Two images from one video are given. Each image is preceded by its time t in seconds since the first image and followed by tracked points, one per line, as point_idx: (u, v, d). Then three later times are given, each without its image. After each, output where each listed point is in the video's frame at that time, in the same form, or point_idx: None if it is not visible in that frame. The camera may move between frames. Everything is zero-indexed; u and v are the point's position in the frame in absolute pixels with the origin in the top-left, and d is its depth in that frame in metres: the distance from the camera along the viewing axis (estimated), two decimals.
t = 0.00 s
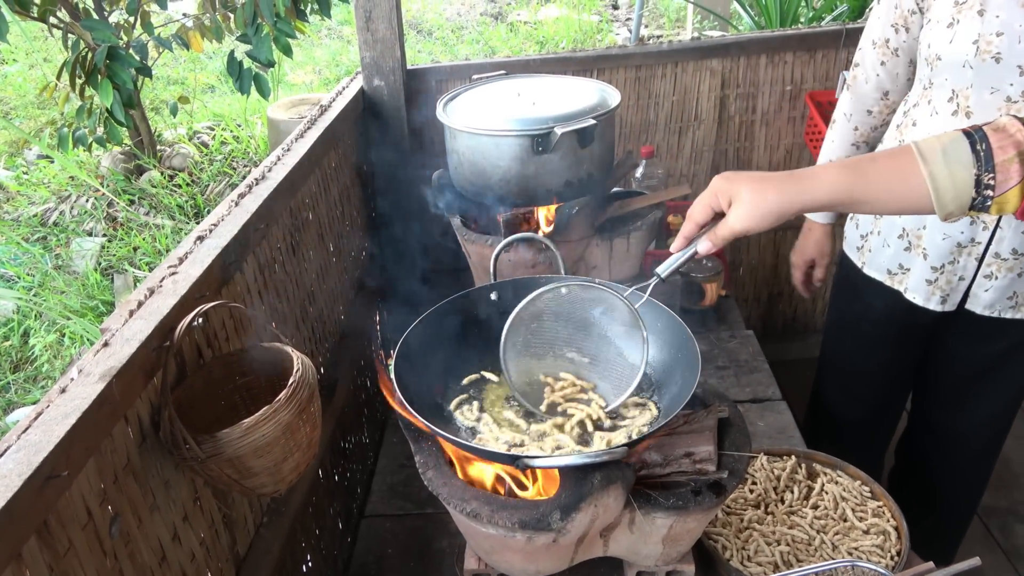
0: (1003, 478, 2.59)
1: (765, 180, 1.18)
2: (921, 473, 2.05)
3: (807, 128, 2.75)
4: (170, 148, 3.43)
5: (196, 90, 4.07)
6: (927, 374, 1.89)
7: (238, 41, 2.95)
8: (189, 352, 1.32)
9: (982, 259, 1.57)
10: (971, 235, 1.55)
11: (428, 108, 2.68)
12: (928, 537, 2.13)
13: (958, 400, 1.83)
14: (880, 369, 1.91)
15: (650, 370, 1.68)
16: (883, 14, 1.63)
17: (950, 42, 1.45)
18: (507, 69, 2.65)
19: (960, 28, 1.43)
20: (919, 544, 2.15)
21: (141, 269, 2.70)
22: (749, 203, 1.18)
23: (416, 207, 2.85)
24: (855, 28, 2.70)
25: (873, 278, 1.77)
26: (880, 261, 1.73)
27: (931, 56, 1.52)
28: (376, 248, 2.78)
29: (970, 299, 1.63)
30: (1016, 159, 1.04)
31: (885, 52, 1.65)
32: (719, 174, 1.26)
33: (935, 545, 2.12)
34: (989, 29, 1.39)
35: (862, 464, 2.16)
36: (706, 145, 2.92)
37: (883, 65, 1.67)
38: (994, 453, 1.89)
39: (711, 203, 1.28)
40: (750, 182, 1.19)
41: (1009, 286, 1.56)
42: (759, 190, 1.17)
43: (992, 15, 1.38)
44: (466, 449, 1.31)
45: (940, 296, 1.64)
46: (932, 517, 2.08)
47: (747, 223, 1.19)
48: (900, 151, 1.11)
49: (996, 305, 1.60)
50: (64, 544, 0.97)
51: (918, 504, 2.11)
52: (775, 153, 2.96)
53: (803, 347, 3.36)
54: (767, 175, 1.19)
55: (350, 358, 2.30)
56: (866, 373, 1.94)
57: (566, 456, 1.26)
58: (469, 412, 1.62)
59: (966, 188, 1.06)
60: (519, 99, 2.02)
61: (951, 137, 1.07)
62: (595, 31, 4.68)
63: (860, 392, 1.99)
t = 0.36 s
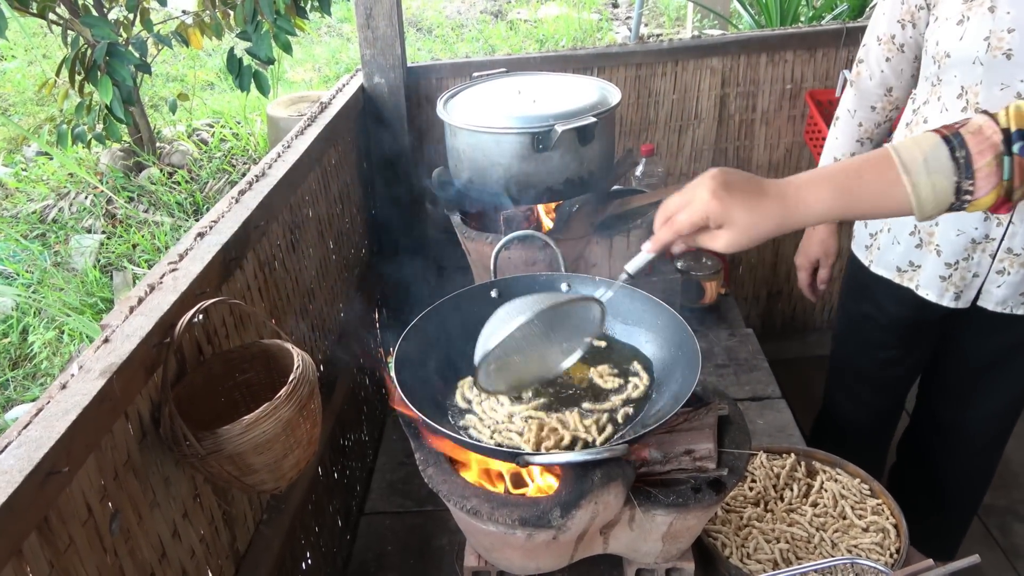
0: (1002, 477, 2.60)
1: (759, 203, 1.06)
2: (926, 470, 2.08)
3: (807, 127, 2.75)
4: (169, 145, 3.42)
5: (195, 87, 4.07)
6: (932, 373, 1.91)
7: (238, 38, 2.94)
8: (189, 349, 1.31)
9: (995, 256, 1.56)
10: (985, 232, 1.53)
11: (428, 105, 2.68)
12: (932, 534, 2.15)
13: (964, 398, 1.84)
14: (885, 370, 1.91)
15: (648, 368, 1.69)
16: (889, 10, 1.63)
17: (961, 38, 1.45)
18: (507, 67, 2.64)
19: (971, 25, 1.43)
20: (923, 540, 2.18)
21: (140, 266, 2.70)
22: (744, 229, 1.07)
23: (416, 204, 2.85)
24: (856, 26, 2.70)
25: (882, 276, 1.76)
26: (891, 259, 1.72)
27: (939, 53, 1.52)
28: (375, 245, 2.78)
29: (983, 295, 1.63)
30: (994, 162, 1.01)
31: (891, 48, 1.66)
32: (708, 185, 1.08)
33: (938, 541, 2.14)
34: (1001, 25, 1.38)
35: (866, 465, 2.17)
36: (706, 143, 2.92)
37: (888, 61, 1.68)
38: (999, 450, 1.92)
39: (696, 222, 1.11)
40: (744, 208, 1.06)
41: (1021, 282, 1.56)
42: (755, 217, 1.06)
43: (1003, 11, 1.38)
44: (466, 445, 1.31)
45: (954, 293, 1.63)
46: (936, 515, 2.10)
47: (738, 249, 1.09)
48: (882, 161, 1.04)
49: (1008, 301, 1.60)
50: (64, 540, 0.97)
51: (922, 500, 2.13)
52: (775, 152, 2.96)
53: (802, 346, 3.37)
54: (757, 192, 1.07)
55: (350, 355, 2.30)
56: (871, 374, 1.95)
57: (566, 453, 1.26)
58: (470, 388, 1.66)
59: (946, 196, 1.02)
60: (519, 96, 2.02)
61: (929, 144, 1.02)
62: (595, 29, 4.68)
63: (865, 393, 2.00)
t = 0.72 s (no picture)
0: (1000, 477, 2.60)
1: (668, 201, 1.13)
2: (935, 461, 2.09)
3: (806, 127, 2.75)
4: (168, 145, 3.43)
5: (195, 87, 4.07)
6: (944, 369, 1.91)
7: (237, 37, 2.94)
8: (188, 349, 1.32)
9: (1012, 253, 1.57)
10: (1001, 230, 1.54)
11: (427, 105, 2.68)
12: (942, 526, 2.17)
13: (976, 391, 1.86)
14: (890, 369, 1.92)
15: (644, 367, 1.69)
16: (893, 15, 1.63)
17: (971, 42, 1.45)
18: (506, 67, 2.64)
19: (981, 29, 1.43)
20: (934, 532, 2.20)
21: (139, 266, 2.70)
22: (656, 225, 1.15)
23: (415, 204, 2.85)
24: (855, 27, 2.71)
25: (898, 276, 1.75)
26: (906, 259, 1.71)
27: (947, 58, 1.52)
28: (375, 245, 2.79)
29: (997, 291, 1.65)
30: (899, 168, 0.97)
31: (897, 53, 1.66)
32: (625, 181, 1.17)
33: (951, 534, 2.16)
34: (1014, 28, 1.39)
35: (874, 462, 2.18)
36: (704, 143, 2.92)
37: (896, 66, 1.68)
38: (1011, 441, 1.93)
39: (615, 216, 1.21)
40: (653, 205, 1.14)
41: None
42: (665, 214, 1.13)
43: (1015, 15, 1.38)
44: (465, 444, 1.31)
45: (973, 290, 1.63)
46: (948, 507, 2.11)
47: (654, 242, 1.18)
48: (791, 166, 1.03)
49: None
50: (64, 538, 0.98)
51: (934, 493, 2.14)
52: (774, 152, 2.96)
53: (801, 346, 3.37)
54: (668, 191, 1.14)
55: (349, 354, 2.31)
56: (883, 373, 1.94)
57: (564, 451, 1.26)
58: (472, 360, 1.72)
59: (853, 202, 0.99)
60: (518, 96, 2.02)
61: (839, 149, 1.00)
62: (594, 30, 4.69)
63: (874, 393, 2.00)
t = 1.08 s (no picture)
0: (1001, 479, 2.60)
1: (711, 169, 1.07)
2: (941, 460, 2.09)
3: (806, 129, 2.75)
4: (168, 147, 3.43)
5: (195, 89, 4.08)
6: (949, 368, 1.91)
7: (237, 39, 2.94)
8: (188, 350, 1.31)
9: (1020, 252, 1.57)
10: (1010, 228, 1.56)
11: (427, 107, 2.69)
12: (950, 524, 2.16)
13: (981, 390, 1.85)
14: (893, 369, 1.92)
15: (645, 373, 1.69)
16: (900, 16, 1.64)
17: (980, 40, 1.46)
18: (506, 69, 2.65)
19: (990, 28, 1.44)
20: (942, 529, 2.20)
21: (139, 267, 2.70)
22: (700, 196, 1.08)
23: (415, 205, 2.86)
24: (854, 29, 2.71)
25: (904, 276, 1.75)
26: (913, 258, 1.71)
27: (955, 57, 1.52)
28: (374, 246, 2.79)
29: (1006, 289, 1.65)
30: (951, 145, 0.97)
31: (905, 53, 1.66)
32: (662, 158, 1.12)
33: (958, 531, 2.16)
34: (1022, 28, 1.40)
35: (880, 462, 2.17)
36: (704, 145, 2.92)
37: (903, 66, 1.68)
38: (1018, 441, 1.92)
39: (654, 195, 1.14)
40: (696, 171, 1.08)
41: None
42: (709, 182, 1.07)
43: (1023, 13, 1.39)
44: (466, 446, 1.31)
45: (981, 288, 1.63)
46: (955, 505, 2.11)
47: (700, 216, 1.09)
48: (840, 134, 1.01)
49: None
50: (64, 540, 0.97)
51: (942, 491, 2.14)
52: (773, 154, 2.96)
53: (800, 347, 3.37)
54: (709, 160, 1.09)
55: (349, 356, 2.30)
56: (887, 373, 1.94)
57: (565, 453, 1.26)
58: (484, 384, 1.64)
59: (902, 176, 0.98)
60: (519, 98, 2.02)
61: (890, 122, 0.99)
62: (594, 31, 4.69)
63: (878, 393, 2.00)
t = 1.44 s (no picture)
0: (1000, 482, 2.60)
1: (768, 189, 1.06)
2: (940, 463, 2.09)
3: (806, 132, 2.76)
4: (169, 147, 3.43)
5: (196, 89, 4.08)
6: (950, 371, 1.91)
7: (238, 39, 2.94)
8: (188, 351, 1.31)
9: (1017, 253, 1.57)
10: (1007, 228, 1.55)
11: (427, 109, 2.69)
12: (948, 529, 2.16)
13: (980, 393, 1.85)
14: (892, 370, 1.92)
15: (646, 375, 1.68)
16: (905, 16, 1.64)
17: (982, 41, 1.46)
18: (507, 70, 2.65)
19: (992, 28, 1.44)
20: (940, 534, 2.20)
21: (139, 267, 2.70)
22: (757, 220, 1.08)
23: (416, 207, 2.86)
24: (855, 32, 2.71)
25: (902, 275, 1.76)
26: (911, 258, 1.72)
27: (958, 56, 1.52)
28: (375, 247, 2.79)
29: (1002, 291, 1.65)
30: (999, 150, 1.00)
31: (909, 53, 1.66)
32: (715, 181, 1.11)
33: (955, 536, 2.16)
34: None
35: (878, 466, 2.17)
36: (705, 148, 2.93)
37: (906, 66, 1.68)
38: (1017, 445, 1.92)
39: (711, 220, 1.13)
40: (752, 194, 1.07)
41: None
42: (766, 203, 1.06)
43: None
44: (466, 449, 1.31)
45: (977, 289, 1.63)
46: (953, 510, 2.11)
47: (758, 241, 1.09)
48: (892, 143, 1.02)
49: None
50: (64, 541, 0.97)
51: (941, 495, 2.14)
52: (773, 156, 2.97)
53: (800, 350, 3.38)
54: (764, 178, 1.07)
55: (349, 357, 2.30)
56: (886, 374, 1.95)
57: (565, 456, 1.26)
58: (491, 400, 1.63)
59: (953, 182, 1.01)
60: (519, 100, 2.02)
61: (940, 129, 1.01)
62: (594, 33, 4.70)
63: (877, 395, 2.00)
